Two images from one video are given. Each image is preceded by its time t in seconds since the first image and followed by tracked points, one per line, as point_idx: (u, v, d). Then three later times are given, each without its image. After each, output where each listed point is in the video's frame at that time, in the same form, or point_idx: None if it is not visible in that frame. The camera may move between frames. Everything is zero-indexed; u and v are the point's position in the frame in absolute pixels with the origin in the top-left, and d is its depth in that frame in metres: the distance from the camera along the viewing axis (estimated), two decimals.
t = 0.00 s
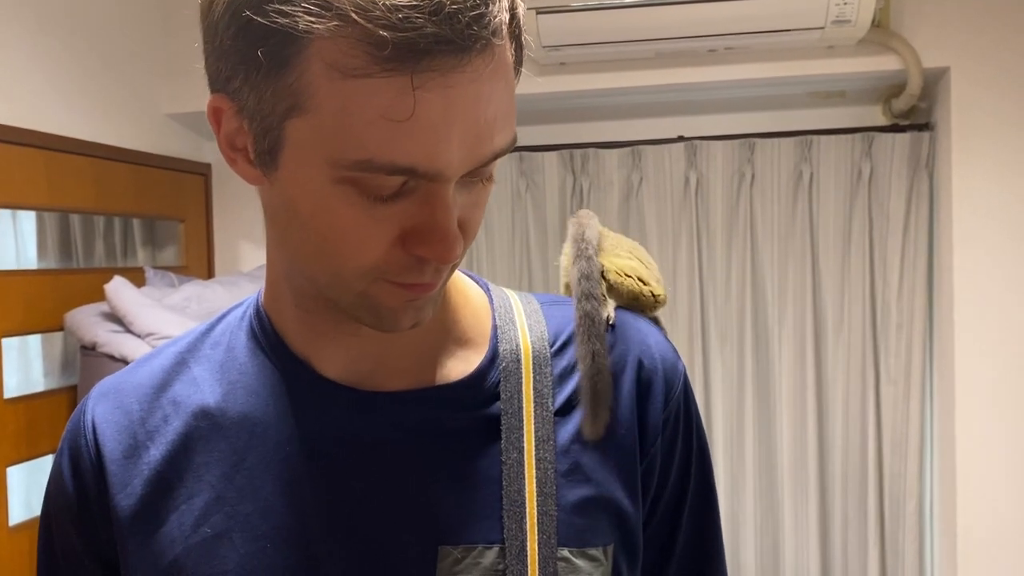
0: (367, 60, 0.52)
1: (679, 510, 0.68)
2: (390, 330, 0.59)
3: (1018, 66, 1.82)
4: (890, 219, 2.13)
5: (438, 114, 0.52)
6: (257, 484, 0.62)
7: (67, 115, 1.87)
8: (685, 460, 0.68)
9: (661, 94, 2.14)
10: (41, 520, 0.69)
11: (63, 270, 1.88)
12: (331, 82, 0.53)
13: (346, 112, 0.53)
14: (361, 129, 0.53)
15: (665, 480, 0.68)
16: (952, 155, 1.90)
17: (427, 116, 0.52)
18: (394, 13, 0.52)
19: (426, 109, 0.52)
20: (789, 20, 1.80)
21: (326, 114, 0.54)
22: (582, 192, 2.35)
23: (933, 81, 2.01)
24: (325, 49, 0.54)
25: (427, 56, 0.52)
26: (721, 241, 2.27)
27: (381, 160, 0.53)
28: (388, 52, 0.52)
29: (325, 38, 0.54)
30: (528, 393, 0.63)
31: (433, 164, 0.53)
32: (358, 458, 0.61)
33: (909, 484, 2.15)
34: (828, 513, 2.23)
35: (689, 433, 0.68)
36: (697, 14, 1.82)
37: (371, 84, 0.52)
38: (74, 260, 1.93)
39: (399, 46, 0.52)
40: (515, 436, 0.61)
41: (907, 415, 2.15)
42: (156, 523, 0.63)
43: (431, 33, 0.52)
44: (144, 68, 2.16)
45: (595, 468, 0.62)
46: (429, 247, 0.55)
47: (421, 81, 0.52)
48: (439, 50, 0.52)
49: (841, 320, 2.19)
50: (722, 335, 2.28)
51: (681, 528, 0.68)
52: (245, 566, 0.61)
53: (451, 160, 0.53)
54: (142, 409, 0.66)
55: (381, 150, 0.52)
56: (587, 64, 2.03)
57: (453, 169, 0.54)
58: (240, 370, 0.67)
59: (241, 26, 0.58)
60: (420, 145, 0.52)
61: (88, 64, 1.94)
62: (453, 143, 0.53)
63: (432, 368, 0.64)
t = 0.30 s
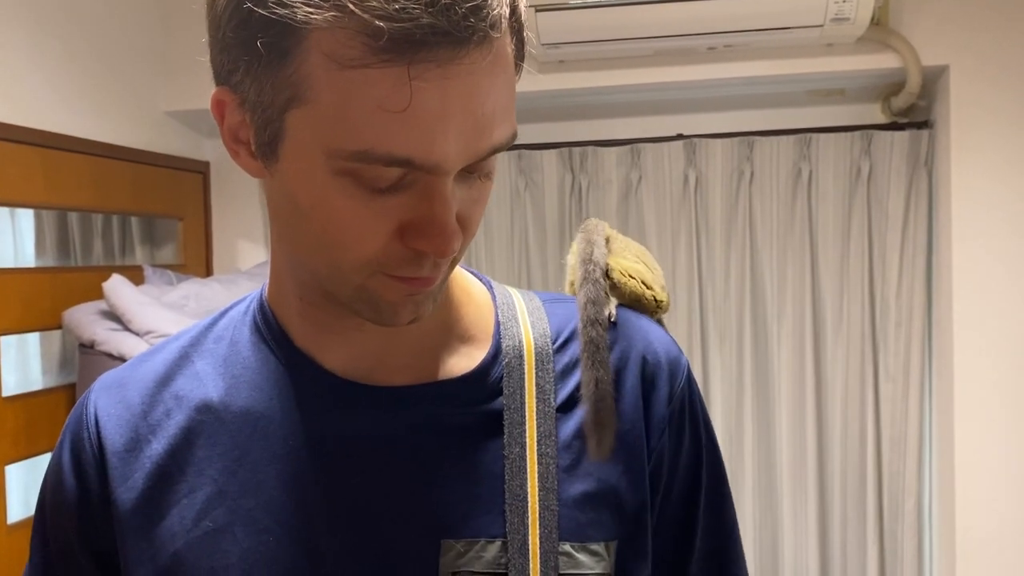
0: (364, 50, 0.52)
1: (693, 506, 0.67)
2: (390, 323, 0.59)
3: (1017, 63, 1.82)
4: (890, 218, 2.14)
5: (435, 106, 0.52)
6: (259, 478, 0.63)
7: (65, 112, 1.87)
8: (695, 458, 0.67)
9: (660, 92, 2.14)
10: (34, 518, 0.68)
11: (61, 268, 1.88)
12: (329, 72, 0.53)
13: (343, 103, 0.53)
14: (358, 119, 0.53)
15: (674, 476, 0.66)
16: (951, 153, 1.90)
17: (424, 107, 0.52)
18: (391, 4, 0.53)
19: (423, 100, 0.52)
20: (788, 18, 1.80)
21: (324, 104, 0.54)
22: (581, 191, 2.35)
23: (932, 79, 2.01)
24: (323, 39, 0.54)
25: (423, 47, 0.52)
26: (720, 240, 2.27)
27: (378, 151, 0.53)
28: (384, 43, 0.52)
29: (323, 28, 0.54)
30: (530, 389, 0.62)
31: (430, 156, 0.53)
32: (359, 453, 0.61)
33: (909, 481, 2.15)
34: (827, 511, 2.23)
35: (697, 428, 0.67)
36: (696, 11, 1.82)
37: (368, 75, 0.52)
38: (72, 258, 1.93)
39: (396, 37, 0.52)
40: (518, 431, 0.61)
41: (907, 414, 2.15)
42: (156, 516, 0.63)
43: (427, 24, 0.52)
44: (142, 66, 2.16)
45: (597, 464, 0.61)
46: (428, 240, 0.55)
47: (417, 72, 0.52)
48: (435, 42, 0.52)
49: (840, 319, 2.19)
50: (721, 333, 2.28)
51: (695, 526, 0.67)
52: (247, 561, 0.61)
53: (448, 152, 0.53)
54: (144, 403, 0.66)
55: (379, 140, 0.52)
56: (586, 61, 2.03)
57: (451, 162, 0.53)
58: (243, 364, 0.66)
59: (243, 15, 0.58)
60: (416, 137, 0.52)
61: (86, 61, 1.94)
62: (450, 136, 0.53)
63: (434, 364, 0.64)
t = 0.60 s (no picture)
0: (359, 45, 0.52)
1: (702, 506, 0.65)
2: (389, 317, 0.59)
3: (1016, 62, 1.82)
4: (890, 216, 2.14)
5: (430, 99, 0.52)
6: (264, 471, 0.63)
7: (65, 110, 1.87)
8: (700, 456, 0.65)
9: (660, 90, 2.14)
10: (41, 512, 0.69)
11: (61, 266, 1.88)
12: (325, 67, 0.54)
13: (339, 97, 0.53)
14: (355, 113, 0.53)
15: (681, 478, 0.65)
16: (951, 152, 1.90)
17: (418, 101, 0.52)
18: None
19: (417, 93, 0.52)
20: (788, 16, 1.80)
21: (320, 98, 0.54)
22: (580, 189, 2.35)
23: (932, 78, 2.01)
24: (319, 33, 0.54)
25: (417, 41, 0.52)
26: (720, 238, 2.27)
27: (374, 144, 0.53)
28: (378, 37, 0.52)
29: (319, 23, 0.54)
30: (533, 383, 0.62)
31: (425, 150, 0.53)
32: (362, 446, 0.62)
33: (908, 480, 2.15)
34: (827, 511, 2.23)
35: (701, 430, 0.65)
36: (696, 9, 1.82)
37: (363, 69, 0.52)
38: (71, 256, 1.93)
39: (390, 31, 0.52)
40: (520, 426, 0.61)
41: (906, 412, 2.15)
42: (162, 509, 0.63)
43: (420, 18, 0.52)
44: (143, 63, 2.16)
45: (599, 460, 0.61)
46: (426, 233, 0.55)
47: (411, 66, 0.52)
48: (429, 36, 0.52)
49: (839, 318, 2.19)
50: (720, 332, 2.28)
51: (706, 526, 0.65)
52: (253, 551, 0.62)
53: (443, 146, 0.53)
54: (150, 396, 0.67)
55: (375, 134, 0.52)
56: (585, 60, 2.03)
57: (446, 156, 0.53)
58: (249, 359, 0.67)
59: (242, 11, 0.58)
60: (411, 131, 0.52)
61: (85, 59, 1.94)
62: (444, 129, 0.53)
63: (435, 359, 0.64)
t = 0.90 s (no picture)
0: (371, 41, 0.53)
1: (705, 507, 0.65)
2: (398, 314, 0.59)
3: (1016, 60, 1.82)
4: (890, 214, 2.14)
5: (440, 95, 0.52)
6: (271, 466, 0.63)
7: (64, 109, 1.87)
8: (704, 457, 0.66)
9: (660, 88, 2.14)
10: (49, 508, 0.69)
11: (60, 265, 1.88)
12: (336, 62, 0.54)
13: (350, 93, 0.53)
14: (365, 109, 0.53)
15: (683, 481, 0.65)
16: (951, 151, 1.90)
17: (428, 96, 0.52)
18: None
19: (428, 88, 0.52)
20: (788, 15, 1.80)
21: (331, 94, 0.54)
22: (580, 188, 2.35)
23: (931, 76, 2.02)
24: (331, 30, 0.54)
25: (427, 37, 0.52)
26: (719, 236, 2.27)
27: (384, 139, 0.53)
28: (390, 33, 0.52)
29: (331, 20, 0.54)
30: (538, 383, 0.62)
31: (434, 145, 0.53)
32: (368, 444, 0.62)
33: (907, 478, 2.16)
34: (826, 510, 2.23)
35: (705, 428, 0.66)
36: (696, 8, 1.82)
37: (374, 65, 0.53)
38: (70, 255, 1.93)
39: (401, 27, 0.52)
40: (525, 425, 0.62)
41: (905, 410, 2.16)
42: (171, 503, 0.64)
43: (431, 15, 0.53)
44: (143, 62, 2.16)
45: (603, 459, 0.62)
46: (435, 229, 0.55)
47: (422, 62, 0.52)
48: (439, 31, 0.52)
49: (839, 317, 2.20)
50: (720, 331, 2.28)
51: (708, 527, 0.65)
52: (259, 547, 0.62)
53: (452, 141, 0.53)
54: (159, 391, 0.67)
55: (385, 129, 0.53)
56: (585, 58, 2.03)
57: (455, 151, 0.54)
58: (257, 355, 0.67)
59: (254, 8, 0.58)
60: (420, 126, 0.52)
61: (84, 57, 1.94)
62: (453, 125, 0.53)
63: (443, 356, 0.64)
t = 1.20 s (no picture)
0: (389, 44, 0.53)
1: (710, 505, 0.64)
2: (412, 313, 0.59)
3: (1016, 60, 1.83)
4: (890, 214, 2.14)
5: (458, 98, 0.53)
6: (279, 464, 0.64)
7: (66, 108, 1.87)
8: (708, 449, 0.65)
9: (660, 88, 2.14)
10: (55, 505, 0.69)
11: (61, 263, 1.88)
12: (355, 65, 0.54)
13: (368, 95, 0.54)
14: (384, 111, 0.53)
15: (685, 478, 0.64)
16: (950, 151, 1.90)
17: (447, 99, 0.52)
18: None
19: (446, 91, 0.52)
20: (788, 14, 1.81)
21: (350, 96, 0.54)
22: (580, 187, 2.35)
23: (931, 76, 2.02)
24: (349, 33, 0.55)
25: (446, 40, 0.53)
26: (719, 235, 2.28)
27: (402, 142, 0.53)
28: (409, 36, 0.53)
29: (350, 23, 0.54)
30: (545, 380, 0.63)
31: (451, 146, 0.53)
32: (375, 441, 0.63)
33: (906, 477, 2.16)
34: (826, 509, 2.24)
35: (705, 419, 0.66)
36: (696, 8, 1.82)
37: (393, 68, 0.53)
38: (71, 253, 1.93)
39: (421, 30, 0.53)
40: (532, 423, 0.62)
41: (905, 409, 2.16)
42: (178, 501, 0.64)
43: (450, 18, 0.53)
44: (144, 60, 2.16)
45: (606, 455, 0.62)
46: (449, 230, 0.55)
47: (441, 65, 0.53)
48: (458, 34, 0.53)
49: (839, 316, 2.20)
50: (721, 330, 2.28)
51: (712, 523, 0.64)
52: (267, 544, 0.62)
53: (468, 142, 0.53)
54: (167, 389, 0.67)
55: (402, 132, 0.53)
56: (586, 57, 2.04)
57: (471, 153, 0.54)
58: (265, 353, 0.68)
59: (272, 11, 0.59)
60: (438, 128, 0.53)
61: (85, 56, 1.94)
62: (470, 126, 0.53)
63: (454, 355, 0.65)
